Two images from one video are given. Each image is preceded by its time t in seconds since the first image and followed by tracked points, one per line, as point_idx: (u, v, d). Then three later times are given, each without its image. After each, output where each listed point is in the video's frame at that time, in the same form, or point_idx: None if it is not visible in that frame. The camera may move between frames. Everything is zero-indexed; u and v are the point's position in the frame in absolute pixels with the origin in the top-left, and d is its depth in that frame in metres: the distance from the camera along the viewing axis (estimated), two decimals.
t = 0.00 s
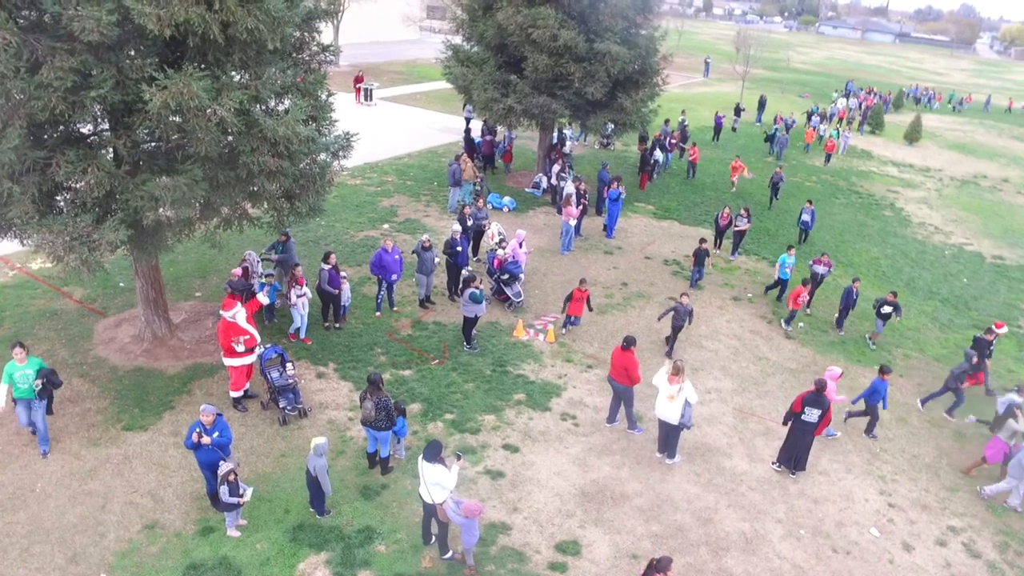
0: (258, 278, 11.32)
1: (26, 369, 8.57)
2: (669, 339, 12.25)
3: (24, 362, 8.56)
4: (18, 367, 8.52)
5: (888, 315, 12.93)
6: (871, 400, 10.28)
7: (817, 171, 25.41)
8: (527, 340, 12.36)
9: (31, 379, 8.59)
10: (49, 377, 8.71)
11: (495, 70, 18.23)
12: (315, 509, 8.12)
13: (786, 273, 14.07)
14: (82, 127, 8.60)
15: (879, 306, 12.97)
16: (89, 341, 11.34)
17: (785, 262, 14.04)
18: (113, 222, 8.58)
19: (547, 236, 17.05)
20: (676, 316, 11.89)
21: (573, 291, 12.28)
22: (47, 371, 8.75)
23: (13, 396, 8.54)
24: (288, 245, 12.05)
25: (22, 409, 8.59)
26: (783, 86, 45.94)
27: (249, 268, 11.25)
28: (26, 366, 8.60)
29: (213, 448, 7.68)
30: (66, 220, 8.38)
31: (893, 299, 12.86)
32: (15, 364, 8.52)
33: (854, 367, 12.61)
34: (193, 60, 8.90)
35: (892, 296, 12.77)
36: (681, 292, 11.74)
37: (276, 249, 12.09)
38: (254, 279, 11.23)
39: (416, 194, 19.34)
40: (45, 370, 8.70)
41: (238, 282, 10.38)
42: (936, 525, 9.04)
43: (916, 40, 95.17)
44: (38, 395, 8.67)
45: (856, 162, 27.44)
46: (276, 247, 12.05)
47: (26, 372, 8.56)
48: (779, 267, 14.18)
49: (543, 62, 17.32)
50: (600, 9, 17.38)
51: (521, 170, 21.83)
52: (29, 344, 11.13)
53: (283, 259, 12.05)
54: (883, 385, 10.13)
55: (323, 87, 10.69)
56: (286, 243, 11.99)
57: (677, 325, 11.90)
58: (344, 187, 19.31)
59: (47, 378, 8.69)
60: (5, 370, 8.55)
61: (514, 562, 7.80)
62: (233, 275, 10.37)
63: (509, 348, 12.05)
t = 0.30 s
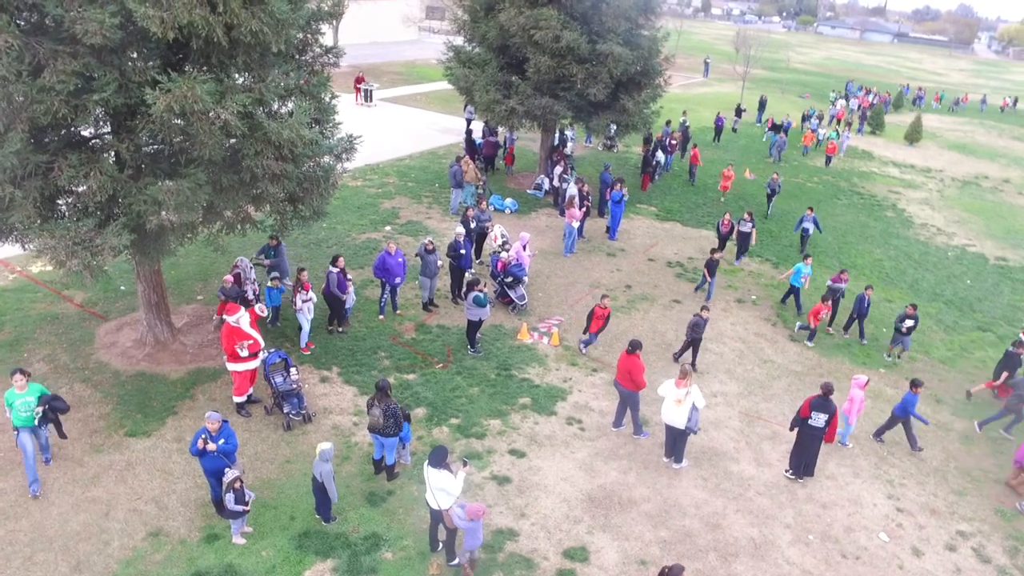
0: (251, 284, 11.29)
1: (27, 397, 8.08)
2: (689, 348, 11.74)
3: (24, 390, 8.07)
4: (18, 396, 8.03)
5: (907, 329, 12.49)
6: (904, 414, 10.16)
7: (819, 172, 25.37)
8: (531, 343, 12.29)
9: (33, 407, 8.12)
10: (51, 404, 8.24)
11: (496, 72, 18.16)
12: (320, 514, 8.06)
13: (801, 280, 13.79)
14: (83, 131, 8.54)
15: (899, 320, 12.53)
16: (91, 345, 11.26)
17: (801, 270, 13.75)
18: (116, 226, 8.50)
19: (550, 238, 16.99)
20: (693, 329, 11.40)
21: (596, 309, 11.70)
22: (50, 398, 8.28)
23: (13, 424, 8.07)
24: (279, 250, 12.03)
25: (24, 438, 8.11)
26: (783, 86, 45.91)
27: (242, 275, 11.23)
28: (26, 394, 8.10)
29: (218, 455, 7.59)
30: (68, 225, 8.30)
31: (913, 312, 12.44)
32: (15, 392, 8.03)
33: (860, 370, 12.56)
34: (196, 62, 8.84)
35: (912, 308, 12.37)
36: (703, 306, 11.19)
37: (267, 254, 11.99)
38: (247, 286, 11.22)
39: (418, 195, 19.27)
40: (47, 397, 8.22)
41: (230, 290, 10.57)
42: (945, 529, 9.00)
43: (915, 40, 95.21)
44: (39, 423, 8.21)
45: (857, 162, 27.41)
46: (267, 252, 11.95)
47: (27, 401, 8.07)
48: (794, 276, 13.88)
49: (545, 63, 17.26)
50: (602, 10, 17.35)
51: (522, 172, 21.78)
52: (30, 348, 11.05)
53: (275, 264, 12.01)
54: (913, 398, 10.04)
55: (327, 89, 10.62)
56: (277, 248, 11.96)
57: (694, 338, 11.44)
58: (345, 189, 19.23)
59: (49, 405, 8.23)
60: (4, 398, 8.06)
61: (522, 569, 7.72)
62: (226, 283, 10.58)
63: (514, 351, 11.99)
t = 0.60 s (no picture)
0: (245, 289, 11.44)
1: (30, 417, 7.60)
2: (705, 363, 11.55)
3: (27, 409, 7.58)
4: (21, 416, 7.56)
5: (927, 341, 12.17)
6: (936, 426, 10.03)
7: (819, 172, 25.40)
8: (534, 344, 12.32)
9: (37, 427, 7.66)
10: (57, 423, 7.73)
11: (498, 72, 18.19)
12: (327, 514, 8.08)
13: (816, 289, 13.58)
14: (88, 133, 8.56)
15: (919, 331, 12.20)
16: (95, 346, 11.27)
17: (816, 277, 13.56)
18: (121, 227, 8.49)
19: (551, 238, 17.02)
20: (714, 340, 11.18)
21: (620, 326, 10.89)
22: (56, 416, 7.77)
23: (18, 445, 7.67)
24: (272, 252, 11.92)
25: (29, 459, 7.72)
26: (782, 86, 45.96)
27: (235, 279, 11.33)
28: (31, 413, 7.63)
29: (223, 455, 7.61)
30: (73, 226, 8.30)
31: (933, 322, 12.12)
32: (19, 412, 7.56)
33: (862, 370, 12.60)
34: (201, 64, 8.87)
35: (932, 318, 12.05)
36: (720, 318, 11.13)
37: (260, 256, 11.91)
38: (242, 290, 11.38)
39: (419, 196, 19.29)
40: (52, 416, 7.71)
41: (226, 295, 11.00)
42: (948, 528, 9.04)
43: (913, 41, 95.26)
44: (46, 443, 7.77)
45: (857, 162, 27.45)
46: (260, 254, 11.86)
47: (31, 421, 7.61)
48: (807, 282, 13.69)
49: (546, 64, 17.28)
50: (603, 11, 17.39)
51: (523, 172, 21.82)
52: (34, 349, 11.06)
53: (268, 267, 11.91)
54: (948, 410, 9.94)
55: (330, 90, 10.64)
56: (269, 250, 11.85)
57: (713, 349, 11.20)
58: (346, 189, 19.24)
59: (55, 425, 7.72)
60: (8, 417, 7.61)
61: (528, 569, 7.74)
62: (221, 288, 10.92)
63: (517, 352, 12.01)
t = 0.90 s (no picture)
0: (239, 290, 11.48)
1: (41, 441, 7.41)
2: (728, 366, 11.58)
3: (38, 433, 7.40)
4: (31, 440, 7.37)
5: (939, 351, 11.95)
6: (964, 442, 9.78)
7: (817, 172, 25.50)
8: (534, 343, 12.38)
9: (45, 452, 7.44)
10: (66, 449, 7.48)
11: (497, 72, 18.25)
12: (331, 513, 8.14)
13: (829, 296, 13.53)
14: (92, 134, 8.61)
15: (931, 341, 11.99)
16: (97, 346, 11.32)
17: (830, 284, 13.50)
18: (125, 228, 8.54)
19: (551, 238, 17.08)
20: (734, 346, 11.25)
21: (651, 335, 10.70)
22: (66, 442, 7.54)
23: (28, 469, 7.48)
24: (263, 255, 11.89)
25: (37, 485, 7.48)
26: (780, 86, 46.08)
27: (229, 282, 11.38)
28: (42, 437, 7.44)
29: (228, 454, 7.67)
30: (77, 227, 8.35)
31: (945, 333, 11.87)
32: (29, 436, 7.38)
33: (860, 368, 12.67)
34: (203, 65, 8.94)
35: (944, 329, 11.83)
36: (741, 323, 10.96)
37: (251, 259, 11.87)
38: (236, 292, 11.40)
39: (418, 196, 19.34)
40: (62, 442, 7.49)
41: (222, 298, 11.13)
42: (945, 525, 9.12)
43: (910, 40, 95.38)
44: (54, 469, 7.52)
45: (855, 162, 27.54)
46: (251, 257, 11.83)
47: (41, 445, 7.41)
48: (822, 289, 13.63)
49: (545, 64, 17.33)
50: (602, 11, 17.45)
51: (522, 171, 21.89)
52: (37, 350, 11.10)
53: (258, 269, 11.91)
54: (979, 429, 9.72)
55: (331, 92, 10.70)
56: (261, 253, 11.81)
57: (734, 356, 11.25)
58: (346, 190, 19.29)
59: (63, 450, 7.47)
60: (18, 441, 7.42)
61: (530, 565, 7.81)
62: (216, 291, 11.07)
63: (517, 351, 12.08)
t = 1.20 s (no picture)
0: (234, 292, 11.56)
1: (47, 465, 7.21)
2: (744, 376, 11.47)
3: (44, 457, 7.20)
4: (37, 464, 7.17)
5: (954, 359, 11.80)
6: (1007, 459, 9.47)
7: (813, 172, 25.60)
8: (532, 342, 12.45)
9: (52, 475, 7.24)
10: (74, 471, 7.32)
11: (494, 73, 18.32)
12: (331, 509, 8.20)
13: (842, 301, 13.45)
14: (93, 134, 8.66)
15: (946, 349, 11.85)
16: (98, 346, 11.37)
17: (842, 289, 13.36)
18: (126, 228, 8.60)
19: (549, 238, 17.16)
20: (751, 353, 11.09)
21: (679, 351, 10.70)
22: (74, 464, 7.37)
23: (32, 494, 7.23)
24: (254, 256, 11.88)
25: (45, 509, 7.27)
26: (776, 86, 46.21)
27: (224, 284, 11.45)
28: (47, 461, 7.24)
29: (230, 453, 7.73)
30: (78, 227, 8.40)
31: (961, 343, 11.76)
32: (35, 461, 7.17)
33: (856, 367, 12.77)
34: (204, 66, 9.00)
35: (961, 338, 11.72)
36: (761, 333, 10.76)
37: (244, 261, 11.91)
38: (231, 294, 11.50)
39: (416, 196, 19.40)
40: (69, 464, 7.32)
41: (218, 300, 11.35)
42: (940, 521, 9.22)
43: (906, 40, 95.57)
44: (61, 492, 7.33)
45: (851, 162, 27.65)
46: (243, 259, 11.85)
47: (47, 469, 7.20)
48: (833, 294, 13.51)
49: (543, 65, 17.39)
50: (600, 12, 17.52)
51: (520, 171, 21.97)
52: (37, 349, 11.15)
53: (253, 271, 11.96)
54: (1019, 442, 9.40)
55: (331, 92, 10.77)
56: (252, 255, 11.82)
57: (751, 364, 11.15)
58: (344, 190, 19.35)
59: (72, 473, 7.31)
60: (22, 465, 7.20)
61: (530, 562, 7.89)
62: (212, 295, 11.25)
63: (516, 350, 12.15)
